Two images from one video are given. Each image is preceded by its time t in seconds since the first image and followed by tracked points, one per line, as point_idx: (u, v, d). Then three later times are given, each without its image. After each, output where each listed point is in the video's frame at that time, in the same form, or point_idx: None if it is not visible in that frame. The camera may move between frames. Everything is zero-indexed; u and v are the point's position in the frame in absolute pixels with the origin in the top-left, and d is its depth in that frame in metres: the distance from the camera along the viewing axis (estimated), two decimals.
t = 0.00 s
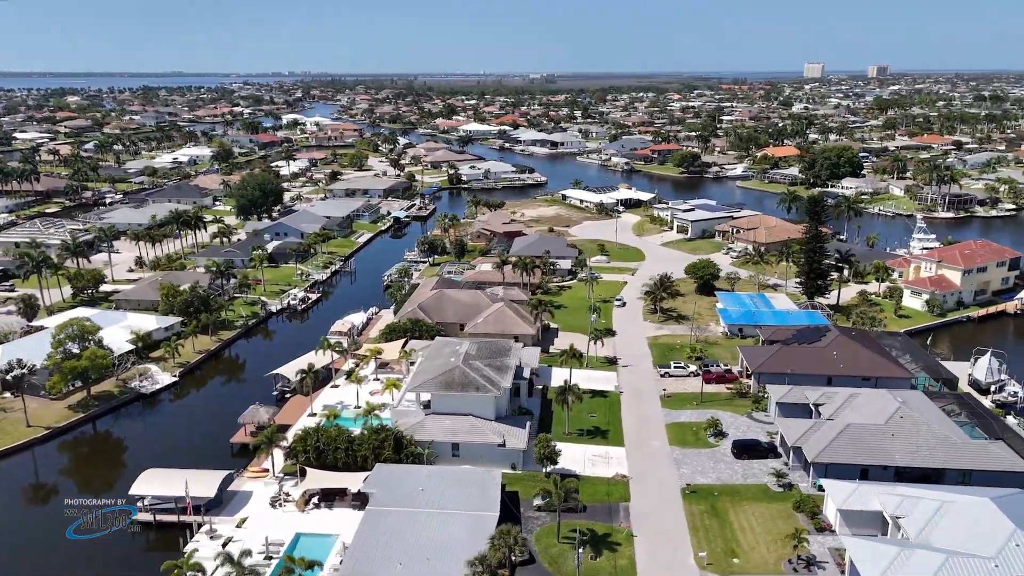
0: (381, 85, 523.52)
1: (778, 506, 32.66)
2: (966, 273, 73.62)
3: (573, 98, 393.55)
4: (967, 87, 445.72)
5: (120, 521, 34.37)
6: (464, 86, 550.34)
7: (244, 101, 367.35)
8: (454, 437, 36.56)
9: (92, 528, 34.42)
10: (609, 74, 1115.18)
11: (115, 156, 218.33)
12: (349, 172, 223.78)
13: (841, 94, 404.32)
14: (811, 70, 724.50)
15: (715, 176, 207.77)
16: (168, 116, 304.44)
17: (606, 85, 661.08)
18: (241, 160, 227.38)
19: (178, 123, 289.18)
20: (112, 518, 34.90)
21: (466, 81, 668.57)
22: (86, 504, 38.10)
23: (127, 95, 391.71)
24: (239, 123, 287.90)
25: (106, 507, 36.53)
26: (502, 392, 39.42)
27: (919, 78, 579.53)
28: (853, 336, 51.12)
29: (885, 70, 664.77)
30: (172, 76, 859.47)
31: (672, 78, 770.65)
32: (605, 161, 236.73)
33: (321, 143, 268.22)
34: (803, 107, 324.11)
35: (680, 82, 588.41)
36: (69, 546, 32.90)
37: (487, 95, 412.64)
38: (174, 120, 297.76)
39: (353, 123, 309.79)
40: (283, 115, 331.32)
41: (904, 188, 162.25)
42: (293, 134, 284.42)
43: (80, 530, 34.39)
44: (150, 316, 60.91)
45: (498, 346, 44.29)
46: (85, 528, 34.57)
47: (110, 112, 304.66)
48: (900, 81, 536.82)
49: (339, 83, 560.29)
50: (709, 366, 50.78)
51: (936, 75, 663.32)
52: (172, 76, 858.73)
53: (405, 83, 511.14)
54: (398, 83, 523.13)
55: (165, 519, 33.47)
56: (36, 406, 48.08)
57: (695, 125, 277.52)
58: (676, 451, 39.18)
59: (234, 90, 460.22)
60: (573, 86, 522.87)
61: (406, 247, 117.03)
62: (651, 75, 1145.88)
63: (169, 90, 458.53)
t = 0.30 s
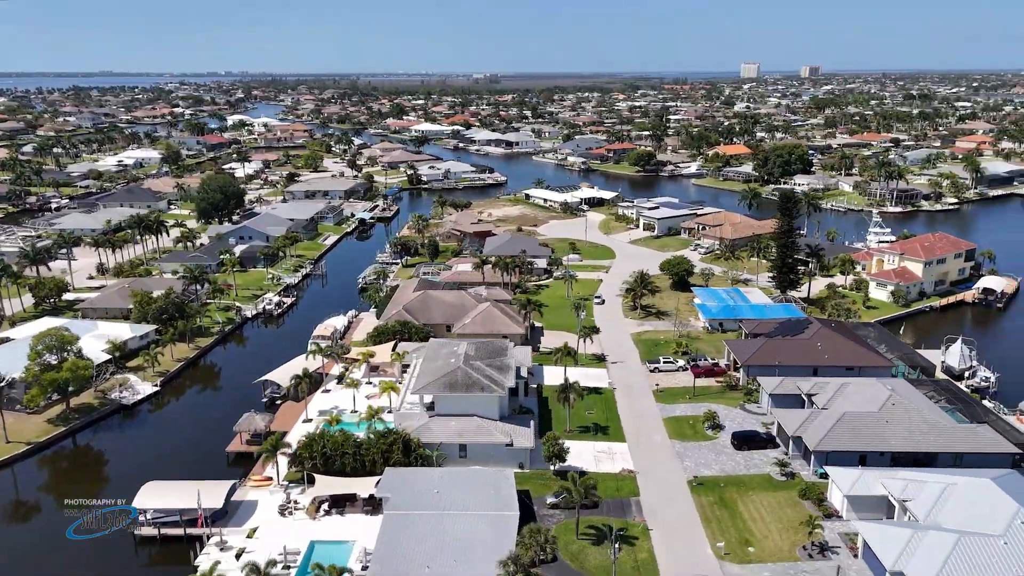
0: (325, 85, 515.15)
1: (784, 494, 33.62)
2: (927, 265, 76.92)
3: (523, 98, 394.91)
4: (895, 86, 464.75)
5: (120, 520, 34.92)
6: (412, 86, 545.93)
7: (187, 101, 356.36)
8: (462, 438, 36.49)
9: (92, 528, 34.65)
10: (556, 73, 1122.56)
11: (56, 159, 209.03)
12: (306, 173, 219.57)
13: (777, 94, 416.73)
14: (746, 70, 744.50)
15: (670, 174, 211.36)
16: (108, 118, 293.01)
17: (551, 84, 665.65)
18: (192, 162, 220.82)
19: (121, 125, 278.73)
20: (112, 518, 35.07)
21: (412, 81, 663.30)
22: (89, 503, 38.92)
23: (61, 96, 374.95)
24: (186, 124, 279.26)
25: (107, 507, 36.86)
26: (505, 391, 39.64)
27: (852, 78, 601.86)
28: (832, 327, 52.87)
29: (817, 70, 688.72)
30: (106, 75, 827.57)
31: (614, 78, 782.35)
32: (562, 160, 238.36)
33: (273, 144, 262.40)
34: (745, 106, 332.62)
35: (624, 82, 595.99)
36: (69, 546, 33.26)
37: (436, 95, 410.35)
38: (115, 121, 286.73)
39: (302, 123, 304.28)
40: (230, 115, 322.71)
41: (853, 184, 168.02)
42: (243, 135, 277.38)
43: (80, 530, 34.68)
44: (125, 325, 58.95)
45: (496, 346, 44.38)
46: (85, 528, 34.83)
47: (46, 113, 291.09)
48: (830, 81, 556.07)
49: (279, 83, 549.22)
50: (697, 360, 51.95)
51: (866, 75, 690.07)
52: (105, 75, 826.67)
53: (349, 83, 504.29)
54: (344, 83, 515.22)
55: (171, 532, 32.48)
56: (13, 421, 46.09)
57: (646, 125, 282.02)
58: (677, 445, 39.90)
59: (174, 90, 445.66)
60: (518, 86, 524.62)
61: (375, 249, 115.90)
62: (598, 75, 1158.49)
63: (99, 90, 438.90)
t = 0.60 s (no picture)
0: (267, 85, 503.37)
1: (788, 484, 34.64)
2: (891, 258, 79.89)
3: (473, 98, 394.11)
4: (830, 86, 480.74)
5: (120, 520, 36.91)
6: (357, 87, 537.82)
7: (125, 103, 342.98)
8: (470, 439, 36.43)
9: (92, 528, 36.46)
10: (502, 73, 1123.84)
11: None
12: (260, 175, 214.48)
13: (716, 94, 427.26)
14: (686, 71, 759.43)
15: (628, 173, 213.85)
16: (42, 121, 279.63)
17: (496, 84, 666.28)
18: (139, 165, 212.95)
19: (57, 127, 266.45)
20: (112, 518, 37.00)
21: (358, 81, 654.87)
22: (87, 502, 39.09)
23: None
24: (127, 127, 268.70)
25: (106, 506, 38.55)
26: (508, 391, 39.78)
27: (787, 78, 620.68)
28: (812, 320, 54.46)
29: (753, 72, 707.48)
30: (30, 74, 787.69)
31: (558, 78, 786.44)
32: (519, 160, 239.23)
33: (222, 146, 255.18)
34: (689, 106, 338.97)
35: (569, 82, 600.10)
36: (71, 546, 35.02)
37: (385, 95, 406.58)
38: (51, 124, 273.92)
39: (251, 124, 296.74)
40: (172, 117, 311.90)
41: (805, 181, 173.04)
42: (189, 137, 268.80)
43: (80, 530, 36.46)
44: (98, 335, 56.72)
45: (492, 346, 44.45)
46: (85, 528, 36.58)
47: None
48: (769, 81, 571.83)
49: (217, 83, 536.59)
50: (684, 355, 53.07)
51: (793, 75, 711.84)
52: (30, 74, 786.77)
53: (294, 83, 495.27)
54: (288, 83, 503.94)
55: (179, 545, 31.59)
56: None
57: (598, 125, 285.02)
58: (677, 439, 40.66)
59: (108, 91, 427.66)
60: (464, 86, 524.71)
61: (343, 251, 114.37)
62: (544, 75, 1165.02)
63: (27, 91, 417.65)
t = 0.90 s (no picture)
0: (208, 85, 488.62)
1: (792, 474, 35.60)
2: (857, 252, 82.71)
3: (424, 99, 391.25)
4: (769, 86, 492.45)
5: (121, 520, 37.09)
6: (302, 87, 526.86)
7: (61, 104, 328.15)
8: (480, 439, 36.49)
9: (92, 528, 36.67)
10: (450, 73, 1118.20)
11: None
12: (214, 177, 208.59)
13: (662, 94, 434.21)
14: (630, 71, 769.07)
15: (587, 172, 215.36)
16: None
17: (442, 83, 661.77)
18: (86, 168, 204.54)
19: None
20: (111, 518, 37.16)
21: (305, 81, 642.75)
22: (87, 502, 39.15)
23: None
24: (67, 128, 257.32)
25: (106, 506, 38.64)
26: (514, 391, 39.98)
27: (728, 78, 635.41)
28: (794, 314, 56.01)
29: (694, 73, 722.55)
30: None
31: (504, 78, 787.01)
32: (477, 160, 238.88)
33: (171, 148, 247.13)
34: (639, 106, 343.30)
35: (516, 82, 600.73)
36: (70, 545, 35.35)
37: (337, 95, 400.46)
38: None
39: (199, 125, 287.97)
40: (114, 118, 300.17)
41: (761, 179, 177.08)
42: (135, 139, 259.23)
43: (80, 530, 36.68)
44: (74, 345, 54.68)
45: (492, 346, 44.50)
46: (85, 528, 36.81)
47: None
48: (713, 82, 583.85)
49: (156, 83, 519.24)
50: (674, 351, 53.99)
51: (734, 76, 728.34)
52: None
53: (238, 83, 482.21)
54: (230, 84, 490.22)
55: (192, 560, 30.75)
56: None
57: (552, 125, 286.52)
58: (678, 433, 41.33)
59: (39, 91, 408.10)
60: (407, 87, 519.59)
61: (312, 254, 112.54)
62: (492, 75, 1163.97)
63: None
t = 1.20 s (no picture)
0: (143, 85, 470.74)
1: (793, 463, 36.69)
2: (823, 246, 85.25)
3: (374, 99, 386.43)
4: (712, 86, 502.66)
5: (121, 520, 36.99)
6: (243, 85, 512.78)
7: None
8: (488, 439, 36.58)
9: (92, 528, 36.66)
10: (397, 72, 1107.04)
11: None
12: (165, 179, 201.92)
13: (608, 94, 437.86)
14: (574, 71, 774.77)
15: (546, 171, 216.21)
16: None
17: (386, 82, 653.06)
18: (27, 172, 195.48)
19: None
20: (111, 518, 37.14)
21: (242, 80, 625.28)
22: (87, 502, 39.02)
23: None
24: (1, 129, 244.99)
25: (106, 506, 38.55)
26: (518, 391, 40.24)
27: (671, 79, 646.64)
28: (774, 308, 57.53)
29: (636, 73, 733.62)
30: None
31: (449, 78, 783.40)
32: (435, 161, 237.47)
33: (115, 151, 237.99)
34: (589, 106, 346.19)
35: (463, 82, 598.30)
36: (71, 545, 35.34)
37: (284, 95, 391.82)
38: None
39: (143, 127, 278.03)
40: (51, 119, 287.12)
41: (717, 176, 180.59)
42: (75, 142, 248.68)
43: (80, 530, 36.65)
44: (48, 356, 52.58)
45: (489, 346, 44.57)
46: (85, 528, 36.80)
47: None
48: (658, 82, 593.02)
49: (90, 83, 499.14)
50: (662, 346, 54.88)
51: (676, 75, 740.86)
52: None
53: (176, 82, 466.46)
54: (168, 83, 473.76)
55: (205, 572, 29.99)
56: None
57: (506, 124, 286.71)
58: (677, 427, 42.11)
59: None
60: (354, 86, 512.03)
61: (279, 257, 110.31)
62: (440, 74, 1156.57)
63: None
